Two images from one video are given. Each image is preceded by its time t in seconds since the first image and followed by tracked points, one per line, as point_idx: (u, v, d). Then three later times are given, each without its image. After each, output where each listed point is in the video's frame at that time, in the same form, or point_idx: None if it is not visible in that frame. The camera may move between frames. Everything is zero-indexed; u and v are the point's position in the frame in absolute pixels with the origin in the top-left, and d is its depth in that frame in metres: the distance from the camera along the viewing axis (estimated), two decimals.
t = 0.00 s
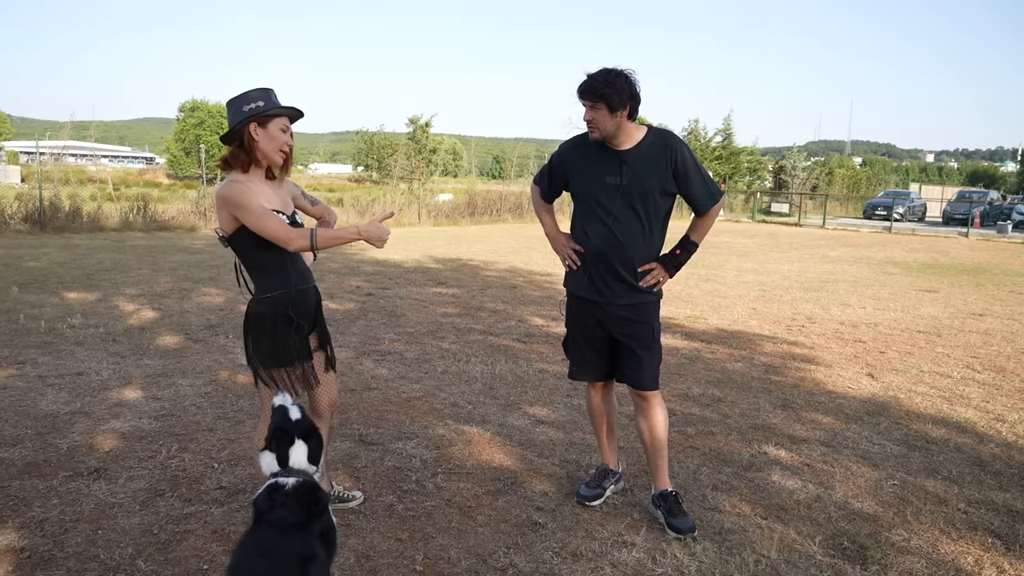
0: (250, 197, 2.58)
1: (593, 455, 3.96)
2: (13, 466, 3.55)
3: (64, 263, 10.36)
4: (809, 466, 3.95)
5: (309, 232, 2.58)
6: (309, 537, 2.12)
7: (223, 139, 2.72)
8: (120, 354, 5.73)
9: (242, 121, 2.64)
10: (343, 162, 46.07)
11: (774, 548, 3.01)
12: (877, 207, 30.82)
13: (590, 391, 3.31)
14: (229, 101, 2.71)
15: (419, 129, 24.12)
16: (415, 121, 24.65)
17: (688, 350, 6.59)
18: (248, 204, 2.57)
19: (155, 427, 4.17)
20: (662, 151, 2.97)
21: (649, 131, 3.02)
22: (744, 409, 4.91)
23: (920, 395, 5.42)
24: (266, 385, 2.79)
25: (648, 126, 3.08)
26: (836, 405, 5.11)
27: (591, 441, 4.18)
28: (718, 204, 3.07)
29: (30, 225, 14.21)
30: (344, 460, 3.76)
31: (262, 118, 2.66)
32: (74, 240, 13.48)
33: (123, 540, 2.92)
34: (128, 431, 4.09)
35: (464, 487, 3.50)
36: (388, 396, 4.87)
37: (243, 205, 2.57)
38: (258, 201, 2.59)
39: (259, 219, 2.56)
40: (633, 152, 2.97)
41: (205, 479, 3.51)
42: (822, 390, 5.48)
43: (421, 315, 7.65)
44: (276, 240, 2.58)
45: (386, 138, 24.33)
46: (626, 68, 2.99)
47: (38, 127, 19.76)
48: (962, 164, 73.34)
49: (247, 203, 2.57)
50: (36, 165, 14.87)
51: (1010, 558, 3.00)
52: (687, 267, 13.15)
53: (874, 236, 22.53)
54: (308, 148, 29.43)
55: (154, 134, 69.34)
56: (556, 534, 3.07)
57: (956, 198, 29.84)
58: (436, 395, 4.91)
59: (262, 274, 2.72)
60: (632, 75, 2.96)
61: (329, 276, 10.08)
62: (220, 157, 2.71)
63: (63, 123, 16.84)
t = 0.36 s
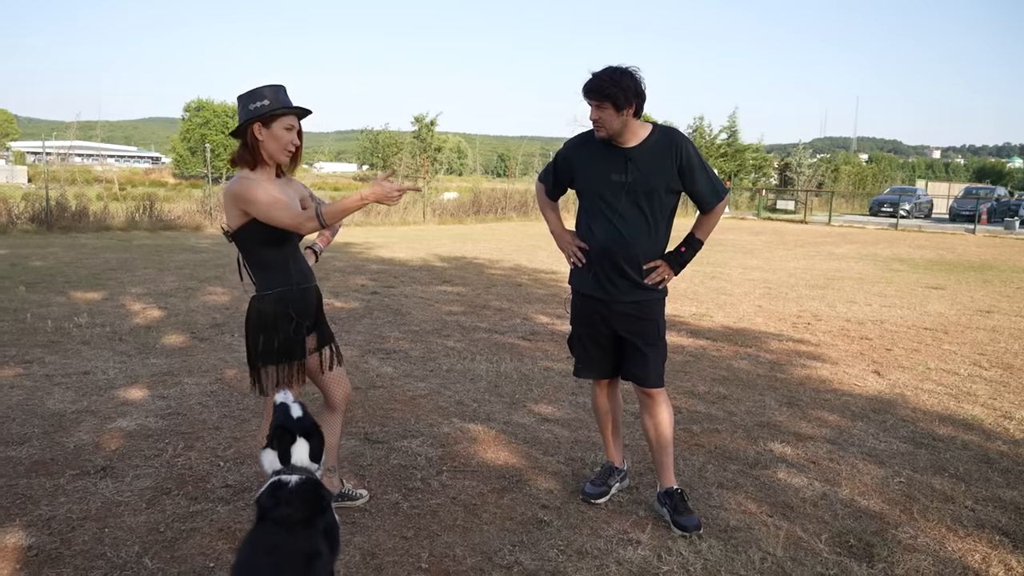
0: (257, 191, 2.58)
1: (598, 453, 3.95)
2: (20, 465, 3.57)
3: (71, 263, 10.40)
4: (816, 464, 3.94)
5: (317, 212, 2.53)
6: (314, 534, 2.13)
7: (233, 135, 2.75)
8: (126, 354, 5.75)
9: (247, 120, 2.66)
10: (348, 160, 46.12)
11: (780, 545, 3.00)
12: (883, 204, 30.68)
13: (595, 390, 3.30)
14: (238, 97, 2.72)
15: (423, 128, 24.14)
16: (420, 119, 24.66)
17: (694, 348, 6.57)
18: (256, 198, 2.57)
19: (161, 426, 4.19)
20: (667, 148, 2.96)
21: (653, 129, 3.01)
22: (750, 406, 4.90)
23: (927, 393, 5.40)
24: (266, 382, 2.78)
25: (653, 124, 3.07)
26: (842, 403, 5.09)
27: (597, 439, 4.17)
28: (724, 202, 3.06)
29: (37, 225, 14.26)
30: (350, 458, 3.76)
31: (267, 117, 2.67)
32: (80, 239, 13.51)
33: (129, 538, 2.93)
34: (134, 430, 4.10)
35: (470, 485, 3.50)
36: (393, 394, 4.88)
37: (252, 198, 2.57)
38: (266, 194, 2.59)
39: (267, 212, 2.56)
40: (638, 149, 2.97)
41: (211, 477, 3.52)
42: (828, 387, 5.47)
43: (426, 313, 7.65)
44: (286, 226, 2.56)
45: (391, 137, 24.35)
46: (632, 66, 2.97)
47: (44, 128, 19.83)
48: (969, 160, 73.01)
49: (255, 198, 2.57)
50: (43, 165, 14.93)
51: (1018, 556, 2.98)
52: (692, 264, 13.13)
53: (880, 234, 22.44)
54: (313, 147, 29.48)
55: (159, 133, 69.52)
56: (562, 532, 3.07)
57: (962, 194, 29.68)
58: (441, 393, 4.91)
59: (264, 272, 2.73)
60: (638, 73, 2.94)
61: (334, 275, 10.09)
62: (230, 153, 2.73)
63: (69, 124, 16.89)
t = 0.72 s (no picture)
0: (266, 192, 2.61)
1: (606, 451, 3.95)
2: (32, 463, 3.60)
3: (81, 262, 10.46)
4: (825, 462, 3.93)
5: (323, 215, 2.56)
6: (322, 533, 2.14)
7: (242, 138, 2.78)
8: (136, 352, 5.78)
9: (252, 121, 2.67)
10: (356, 158, 46.19)
11: (789, 544, 3.00)
12: (893, 201, 30.49)
13: (603, 388, 3.30)
14: (244, 100, 2.75)
15: (431, 126, 24.18)
16: (429, 117, 24.70)
17: (702, 346, 6.56)
18: (265, 199, 2.60)
19: (171, 424, 4.21)
20: (676, 146, 2.95)
21: (662, 127, 3.00)
22: (759, 405, 4.89)
23: (937, 391, 5.37)
24: (275, 380, 2.78)
25: (662, 122, 3.06)
26: (852, 401, 5.07)
27: (605, 437, 4.17)
28: (732, 199, 3.05)
29: (48, 225, 14.35)
30: (359, 456, 3.78)
31: (270, 116, 2.67)
32: (90, 239, 13.60)
33: (140, 536, 2.95)
34: (144, 428, 4.13)
35: (478, 483, 3.51)
36: (402, 392, 4.89)
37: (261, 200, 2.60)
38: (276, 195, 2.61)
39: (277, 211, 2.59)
40: (647, 147, 2.96)
41: (221, 475, 3.54)
42: (837, 385, 5.45)
43: (435, 311, 7.66)
44: (295, 225, 2.59)
45: (399, 135, 24.40)
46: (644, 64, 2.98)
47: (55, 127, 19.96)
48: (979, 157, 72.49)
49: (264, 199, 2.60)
50: (53, 165, 15.03)
51: None
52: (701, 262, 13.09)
53: (890, 231, 22.31)
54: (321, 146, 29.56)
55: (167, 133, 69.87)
56: (570, 530, 3.07)
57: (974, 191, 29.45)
58: (449, 392, 4.92)
59: (274, 270, 2.75)
60: (649, 71, 2.94)
61: (343, 273, 10.12)
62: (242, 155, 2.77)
63: (79, 123, 16.99)
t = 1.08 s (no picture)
0: (275, 189, 2.64)
1: (610, 451, 3.95)
2: (37, 463, 3.61)
3: (86, 262, 10.51)
4: (830, 462, 3.91)
5: (315, 214, 2.59)
6: (324, 533, 2.13)
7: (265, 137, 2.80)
8: (141, 352, 5.80)
9: (273, 120, 2.70)
10: (360, 158, 46.24)
11: (793, 544, 2.99)
12: (899, 200, 30.37)
13: (608, 388, 3.30)
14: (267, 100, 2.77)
15: (435, 127, 24.22)
16: (432, 118, 24.73)
17: (707, 346, 6.54)
18: (274, 198, 2.63)
19: (176, 424, 4.22)
20: (680, 145, 2.95)
21: (666, 126, 3.00)
22: (763, 405, 4.88)
23: (942, 390, 5.36)
24: (283, 374, 2.78)
25: (665, 121, 3.05)
26: (857, 400, 5.06)
27: (609, 437, 4.16)
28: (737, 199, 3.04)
29: (53, 225, 14.41)
30: (363, 455, 3.78)
31: (291, 115, 2.69)
32: (95, 239, 13.64)
33: (145, 536, 2.95)
34: (149, 428, 4.14)
35: (483, 483, 3.50)
36: (406, 392, 4.90)
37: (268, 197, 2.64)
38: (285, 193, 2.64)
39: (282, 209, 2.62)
40: (650, 146, 2.95)
41: (225, 475, 3.54)
42: (842, 385, 5.44)
43: (439, 311, 7.66)
44: (291, 223, 2.61)
45: (403, 136, 24.42)
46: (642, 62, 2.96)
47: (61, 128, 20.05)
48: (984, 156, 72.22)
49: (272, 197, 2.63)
50: (59, 166, 15.09)
51: None
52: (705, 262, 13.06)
53: (895, 230, 22.23)
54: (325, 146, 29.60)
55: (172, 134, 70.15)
56: (574, 530, 3.07)
57: (979, 190, 29.32)
58: (453, 392, 4.92)
59: (287, 264, 2.76)
60: (649, 69, 2.93)
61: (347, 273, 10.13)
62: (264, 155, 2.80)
63: (84, 124, 17.06)
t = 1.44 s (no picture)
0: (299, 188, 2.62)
1: (614, 449, 3.94)
2: (41, 463, 3.61)
3: (90, 263, 10.54)
4: (835, 460, 3.90)
5: (345, 193, 2.51)
6: (325, 532, 2.13)
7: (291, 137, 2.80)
8: (144, 353, 5.81)
9: (300, 124, 2.70)
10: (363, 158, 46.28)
11: (798, 542, 2.98)
12: (902, 197, 30.27)
13: (612, 385, 3.29)
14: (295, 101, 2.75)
15: (438, 126, 24.24)
16: (435, 117, 24.74)
17: (710, 344, 6.53)
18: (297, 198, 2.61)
19: (179, 424, 4.23)
20: (682, 143, 2.94)
21: (668, 123, 2.99)
22: (767, 403, 4.87)
23: (947, 387, 5.34)
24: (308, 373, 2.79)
25: (667, 118, 3.04)
26: (861, 398, 5.05)
27: (613, 436, 4.16)
28: (740, 196, 3.03)
29: (57, 227, 14.45)
30: (367, 455, 3.78)
31: (318, 121, 2.69)
32: (99, 241, 13.67)
33: (149, 535, 2.95)
34: (152, 428, 4.14)
35: (486, 482, 3.50)
36: (409, 391, 4.90)
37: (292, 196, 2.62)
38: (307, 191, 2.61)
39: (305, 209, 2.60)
40: (653, 144, 2.95)
41: (229, 475, 3.54)
42: (846, 383, 5.42)
43: (442, 311, 7.66)
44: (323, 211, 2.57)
45: (405, 136, 24.46)
46: (641, 59, 2.96)
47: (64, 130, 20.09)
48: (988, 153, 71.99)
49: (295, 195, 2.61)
50: (62, 168, 15.12)
51: None
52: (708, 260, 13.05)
53: (899, 228, 22.18)
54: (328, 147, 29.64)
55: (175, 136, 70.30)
56: (578, 529, 3.06)
57: (984, 187, 29.20)
58: (457, 391, 4.92)
59: (309, 264, 2.76)
60: (649, 66, 2.93)
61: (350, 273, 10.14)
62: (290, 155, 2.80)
63: (88, 126, 17.09)
